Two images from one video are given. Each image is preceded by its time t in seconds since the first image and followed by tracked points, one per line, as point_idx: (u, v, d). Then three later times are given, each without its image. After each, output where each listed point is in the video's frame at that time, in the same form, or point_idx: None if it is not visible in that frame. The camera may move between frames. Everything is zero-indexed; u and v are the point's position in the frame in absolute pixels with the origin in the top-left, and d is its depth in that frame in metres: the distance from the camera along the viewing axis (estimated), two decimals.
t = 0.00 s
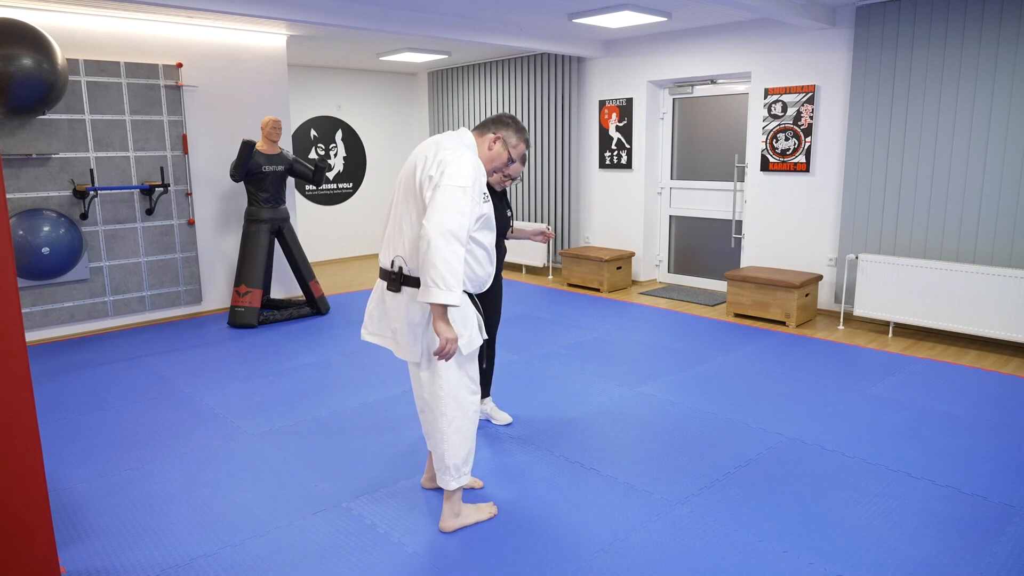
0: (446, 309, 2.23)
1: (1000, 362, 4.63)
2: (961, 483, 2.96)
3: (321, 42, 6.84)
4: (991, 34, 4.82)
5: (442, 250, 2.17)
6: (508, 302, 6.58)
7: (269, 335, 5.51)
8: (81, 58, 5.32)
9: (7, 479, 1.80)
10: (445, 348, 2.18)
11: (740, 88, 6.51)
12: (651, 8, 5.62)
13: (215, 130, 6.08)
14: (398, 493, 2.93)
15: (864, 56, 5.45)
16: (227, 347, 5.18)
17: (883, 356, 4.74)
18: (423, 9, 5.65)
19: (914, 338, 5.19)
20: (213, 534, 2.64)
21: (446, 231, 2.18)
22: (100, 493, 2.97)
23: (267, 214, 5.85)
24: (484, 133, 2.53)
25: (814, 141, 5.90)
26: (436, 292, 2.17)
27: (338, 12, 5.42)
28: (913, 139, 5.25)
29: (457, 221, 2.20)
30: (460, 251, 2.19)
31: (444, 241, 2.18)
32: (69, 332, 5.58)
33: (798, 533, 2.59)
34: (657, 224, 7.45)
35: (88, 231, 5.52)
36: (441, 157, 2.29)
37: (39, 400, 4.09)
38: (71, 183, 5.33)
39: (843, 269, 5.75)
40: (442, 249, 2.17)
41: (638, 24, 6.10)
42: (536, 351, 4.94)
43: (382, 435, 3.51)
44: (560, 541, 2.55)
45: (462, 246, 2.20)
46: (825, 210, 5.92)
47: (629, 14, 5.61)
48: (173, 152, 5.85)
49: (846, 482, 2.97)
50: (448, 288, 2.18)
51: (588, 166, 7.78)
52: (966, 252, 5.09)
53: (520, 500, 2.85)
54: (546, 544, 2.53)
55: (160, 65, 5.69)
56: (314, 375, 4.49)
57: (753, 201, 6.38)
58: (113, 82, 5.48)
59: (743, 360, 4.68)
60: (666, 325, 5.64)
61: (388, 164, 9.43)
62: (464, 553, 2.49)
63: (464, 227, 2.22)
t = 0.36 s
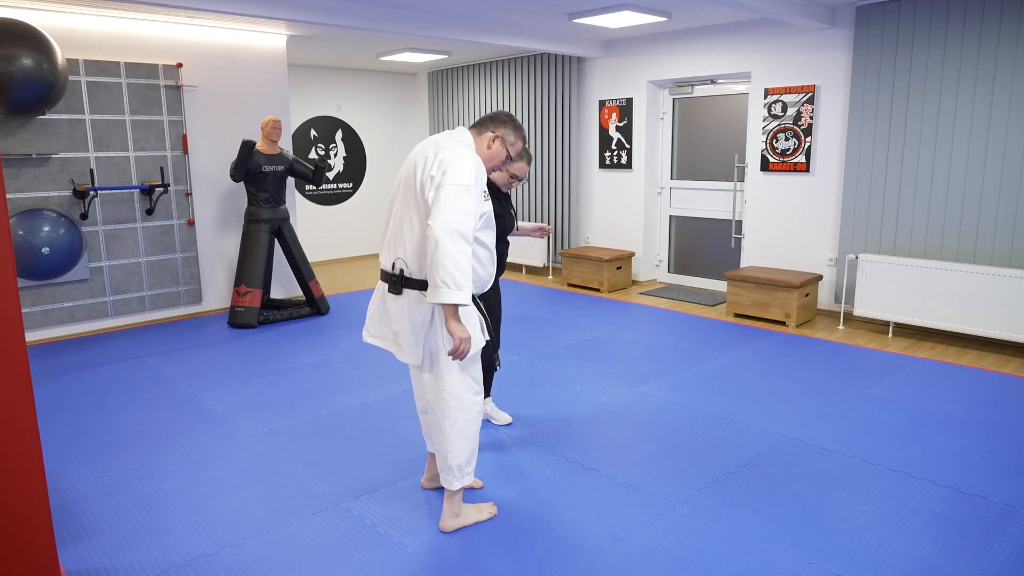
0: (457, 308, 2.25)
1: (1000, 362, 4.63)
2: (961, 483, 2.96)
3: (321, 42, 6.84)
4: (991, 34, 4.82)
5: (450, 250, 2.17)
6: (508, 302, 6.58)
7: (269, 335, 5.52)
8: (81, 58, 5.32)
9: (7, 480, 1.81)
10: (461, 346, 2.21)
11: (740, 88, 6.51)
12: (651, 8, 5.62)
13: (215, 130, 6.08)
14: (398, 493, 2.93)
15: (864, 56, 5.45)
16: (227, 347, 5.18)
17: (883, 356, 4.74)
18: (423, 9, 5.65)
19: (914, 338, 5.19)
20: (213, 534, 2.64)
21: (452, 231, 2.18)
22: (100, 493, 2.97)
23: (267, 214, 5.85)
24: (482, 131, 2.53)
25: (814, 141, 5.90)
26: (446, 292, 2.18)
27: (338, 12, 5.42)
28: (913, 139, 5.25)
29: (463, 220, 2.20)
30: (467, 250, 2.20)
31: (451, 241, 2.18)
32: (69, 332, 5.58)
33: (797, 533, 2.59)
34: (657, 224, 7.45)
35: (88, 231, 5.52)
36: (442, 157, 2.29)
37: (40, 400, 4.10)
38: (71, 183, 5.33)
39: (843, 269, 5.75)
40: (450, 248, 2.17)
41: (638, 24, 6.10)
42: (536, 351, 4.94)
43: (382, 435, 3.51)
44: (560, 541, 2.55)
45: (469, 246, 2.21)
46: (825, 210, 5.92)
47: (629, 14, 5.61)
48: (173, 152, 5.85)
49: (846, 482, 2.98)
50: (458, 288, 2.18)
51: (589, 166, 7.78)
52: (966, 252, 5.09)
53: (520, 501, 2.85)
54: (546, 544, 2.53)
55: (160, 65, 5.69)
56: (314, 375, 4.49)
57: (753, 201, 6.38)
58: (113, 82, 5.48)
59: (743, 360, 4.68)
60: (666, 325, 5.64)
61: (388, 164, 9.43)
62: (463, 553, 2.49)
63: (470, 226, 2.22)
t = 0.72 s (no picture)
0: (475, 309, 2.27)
1: (1000, 362, 4.63)
2: (961, 483, 2.96)
3: (321, 42, 6.84)
4: (991, 34, 4.82)
5: (465, 252, 2.18)
6: (508, 302, 6.58)
7: (269, 335, 5.52)
8: (81, 58, 5.32)
9: (7, 480, 1.81)
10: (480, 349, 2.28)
11: (740, 88, 6.51)
12: (651, 8, 5.62)
13: (215, 130, 6.08)
14: (398, 493, 2.93)
15: (863, 56, 5.45)
16: (227, 347, 5.18)
17: (883, 356, 4.74)
18: (423, 9, 5.65)
19: (914, 338, 5.19)
20: (213, 534, 2.64)
21: (466, 232, 2.19)
22: (100, 493, 2.97)
23: (267, 214, 5.85)
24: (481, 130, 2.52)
25: (814, 141, 5.90)
26: (464, 294, 2.18)
27: (339, 12, 5.42)
28: (914, 139, 5.25)
29: (476, 221, 2.21)
30: (483, 251, 2.21)
31: (467, 242, 2.19)
32: (69, 332, 5.58)
33: (798, 533, 2.59)
34: (657, 224, 7.45)
35: (88, 231, 5.52)
36: (447, 159, 2.28)
37: (40, 400, 4.10)
38: (71, 183, 5.33)
39: (843, 269, 5.75)
40: (466, 250, 2.18)
41: (638, 24, 6.10)
42: (535, 351, 4.94)
43: (382, 435, 3.51)
44: (560, 541, 2.55)
45: (484, 246, 2.21)
46: (825, 210, 5.92)
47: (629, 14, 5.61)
48: (173, 152, 5.85)
49: (846, 482, 2.98)
50: (476, 290, 2.20)
51: (589, 166, 7.78)
52: (966, 252, 5.09)
53: (520, 501, 2.85)
54: (546, 544, 2.53)
55: (160, 65, 5.69)
56: (314, 375, 4.49)
57: (753, 201, 6.38)
58: (113, 82, 5.48)
59: (743, 360, 4.68)
60: (666, 325, 5.64)
61: (388, 164, 9.43)
62: (463, 553, 2.49)
63: (483, 227, 2.23)
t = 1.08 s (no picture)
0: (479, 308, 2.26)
1: (1000, 362, 4.63)
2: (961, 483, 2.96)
3: (320, 42, 6.84)
4: (991, 34, 4.82)
5: (468, 252, 2.18)
6: (508, 302, 6.58)
7: (269, 335, 5.52)
8: (81, 58, 5.32)
9: (7, 479, 1.80)
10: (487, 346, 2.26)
11: (740, 87, 6.51)
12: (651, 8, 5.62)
13: (215, 130, 6.08)
14: (398, 493, 2.93)
15: (864, 56, 5.45)
16: (226, 347, 5.18)
17: (883, 356, 4.74)
18: (423, 9, 5.64)
19: (914, 338, 5.19)
20: (213, 534, 2.64)
21: (469, 232, 2.19)
22: (99, 493, 2.97)
23: (267, 214, 5.85)
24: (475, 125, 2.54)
25: (814, 141, 5.89)
26: (468, 295, 2.18)
27: (339, 12, 5.43)
28: (914, 139, 5.25)
29: (479, 221, 2.21)
30: (485, 251, 2.21)
31: (470, 243, 2.19)
32: (69, 332, 5.57)
33: (797, 533, 2.59)
34: (657, 224, 7.45)
35: (88, 231, 5.52)
36: (448, 159, 2.28)
37: (39, 400, 4.10)
38: (71, 183, 5.33)
39: (843, 269, 5.75)
40: (468, 250, 2.18)
41: (638, 24, 6.10)
42: (535, 351, 4.94)
43: (382, 435, 3.51)
44: (560, 541, 2.55)
45: (486, 246, 2.22)
46: (825, 210, 5.92)
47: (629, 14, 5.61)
48: (173, 152, 5.85)
49: (846, 482, 2.98)
50: (479, 290, 2.20)
51: (589, 166, 7.78)
52: (966, 252, 5.09)
53: (519, 501, 2.85)
54: (546, 544, 2.53)
55: (160, 65, 5.69)
56: (314, 375, 4.49)
57: (753, 201, 6.38)
58: (113, 82, 5.48)
59: (743, 360, 4.68)
60: (666, 325, 5.63)
61: (388, 164, 9.43)
62: (463, 553, 2.49)
63: (484, 226, 2.23)
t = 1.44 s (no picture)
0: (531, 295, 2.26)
1: (1000, 362, 4.63)
2: (961, 483, 2.96)
3: (320, 42, 6.83)
4: (991, 35, 4.82)
5: (508, 248, 2.20)
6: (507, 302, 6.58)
7: (269, 335, 5.52)
8: (81, 58, 5.32)
9: (7, 479, 1.80)
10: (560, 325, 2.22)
11: (740, 88, 6.51)
12: (651, 8, 5.62)
13: (215, 130, 6.08)
14: (398, 493, 2.93)
15: (864, 56, 5.45)
16: (226, 347, 5.18)
17: (883, 356, 4.74)
18: (424, 9, 5.64)
19: (914, 339, 5.19)
20: (213, 534, 2.64)
21: (504, 229, 2.21)
22: (99, 493, 2.97)
23: (267, 214, 5.85)
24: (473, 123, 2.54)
25: (814, 141, 5.89)
26: (525, 288, 2.18)
27: (339, 12, 5.43)
28: (914, 139, 5.25)
29: (507, 218, 2.24)
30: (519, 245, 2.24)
31: (508, 239, 2.20)
32: (69, 332, 5.58)
33: (797, 533, 2.59)
34: (657, 224, 7.45)
35: (88, 231, 5.52)
36: (456, 162, 2.28)
37: (39, 400, 4.10)
38: (71, 182, 5.33)
39: (843, 269, 5.75)
40: (508, 246, 2.20)
41: (638, 24, 6.10)
42: (535, 351, 4.94)
43: (382, 435, 3.51)
44: (560, 541, 2.55)
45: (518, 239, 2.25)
46: (825, 210, 5.92)
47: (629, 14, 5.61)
48: (173, 152, 5.85)
49: (846, 482, 2.97)
50: (530, 279, 2.20)
51: (589, 166, 7.78)
52: (966, 252, 5.09)
53: (519, 500, 2.85)
54: (546, 544, 2.53)
55: (160, 65, 5.69)
56: (314, 375, 4.49)
57: (753, 201, 6.38)
58: (113, 82, 5.48)
59: (743, 360, 4.68)
60: (666, 325, 5.63)
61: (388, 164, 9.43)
62: (463, 553, 2.49)
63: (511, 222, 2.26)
